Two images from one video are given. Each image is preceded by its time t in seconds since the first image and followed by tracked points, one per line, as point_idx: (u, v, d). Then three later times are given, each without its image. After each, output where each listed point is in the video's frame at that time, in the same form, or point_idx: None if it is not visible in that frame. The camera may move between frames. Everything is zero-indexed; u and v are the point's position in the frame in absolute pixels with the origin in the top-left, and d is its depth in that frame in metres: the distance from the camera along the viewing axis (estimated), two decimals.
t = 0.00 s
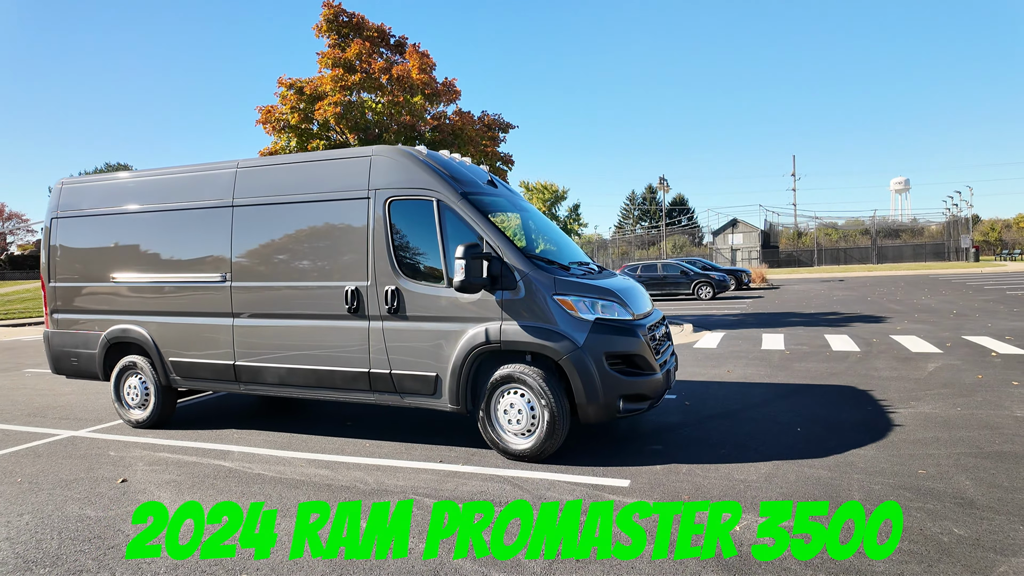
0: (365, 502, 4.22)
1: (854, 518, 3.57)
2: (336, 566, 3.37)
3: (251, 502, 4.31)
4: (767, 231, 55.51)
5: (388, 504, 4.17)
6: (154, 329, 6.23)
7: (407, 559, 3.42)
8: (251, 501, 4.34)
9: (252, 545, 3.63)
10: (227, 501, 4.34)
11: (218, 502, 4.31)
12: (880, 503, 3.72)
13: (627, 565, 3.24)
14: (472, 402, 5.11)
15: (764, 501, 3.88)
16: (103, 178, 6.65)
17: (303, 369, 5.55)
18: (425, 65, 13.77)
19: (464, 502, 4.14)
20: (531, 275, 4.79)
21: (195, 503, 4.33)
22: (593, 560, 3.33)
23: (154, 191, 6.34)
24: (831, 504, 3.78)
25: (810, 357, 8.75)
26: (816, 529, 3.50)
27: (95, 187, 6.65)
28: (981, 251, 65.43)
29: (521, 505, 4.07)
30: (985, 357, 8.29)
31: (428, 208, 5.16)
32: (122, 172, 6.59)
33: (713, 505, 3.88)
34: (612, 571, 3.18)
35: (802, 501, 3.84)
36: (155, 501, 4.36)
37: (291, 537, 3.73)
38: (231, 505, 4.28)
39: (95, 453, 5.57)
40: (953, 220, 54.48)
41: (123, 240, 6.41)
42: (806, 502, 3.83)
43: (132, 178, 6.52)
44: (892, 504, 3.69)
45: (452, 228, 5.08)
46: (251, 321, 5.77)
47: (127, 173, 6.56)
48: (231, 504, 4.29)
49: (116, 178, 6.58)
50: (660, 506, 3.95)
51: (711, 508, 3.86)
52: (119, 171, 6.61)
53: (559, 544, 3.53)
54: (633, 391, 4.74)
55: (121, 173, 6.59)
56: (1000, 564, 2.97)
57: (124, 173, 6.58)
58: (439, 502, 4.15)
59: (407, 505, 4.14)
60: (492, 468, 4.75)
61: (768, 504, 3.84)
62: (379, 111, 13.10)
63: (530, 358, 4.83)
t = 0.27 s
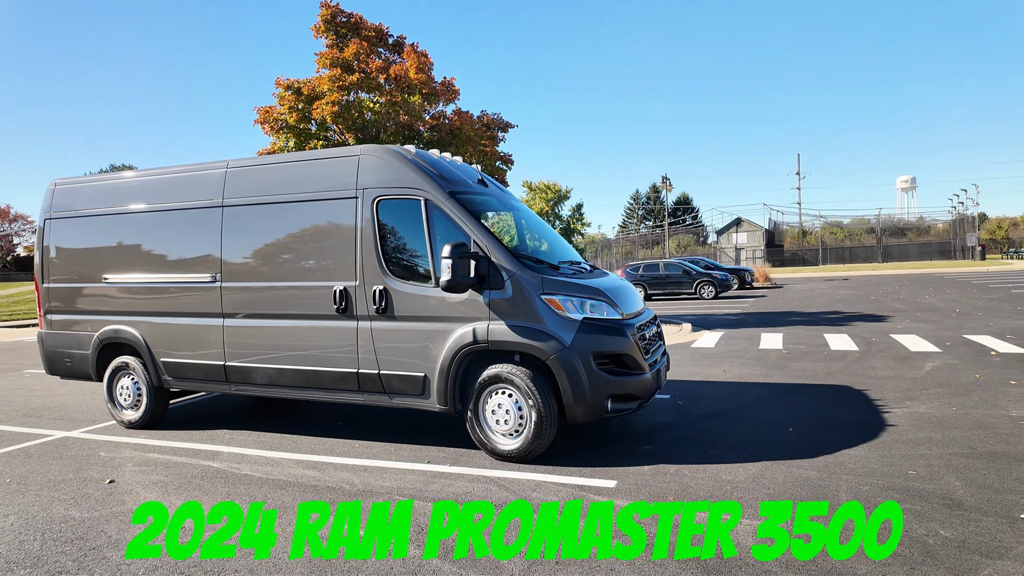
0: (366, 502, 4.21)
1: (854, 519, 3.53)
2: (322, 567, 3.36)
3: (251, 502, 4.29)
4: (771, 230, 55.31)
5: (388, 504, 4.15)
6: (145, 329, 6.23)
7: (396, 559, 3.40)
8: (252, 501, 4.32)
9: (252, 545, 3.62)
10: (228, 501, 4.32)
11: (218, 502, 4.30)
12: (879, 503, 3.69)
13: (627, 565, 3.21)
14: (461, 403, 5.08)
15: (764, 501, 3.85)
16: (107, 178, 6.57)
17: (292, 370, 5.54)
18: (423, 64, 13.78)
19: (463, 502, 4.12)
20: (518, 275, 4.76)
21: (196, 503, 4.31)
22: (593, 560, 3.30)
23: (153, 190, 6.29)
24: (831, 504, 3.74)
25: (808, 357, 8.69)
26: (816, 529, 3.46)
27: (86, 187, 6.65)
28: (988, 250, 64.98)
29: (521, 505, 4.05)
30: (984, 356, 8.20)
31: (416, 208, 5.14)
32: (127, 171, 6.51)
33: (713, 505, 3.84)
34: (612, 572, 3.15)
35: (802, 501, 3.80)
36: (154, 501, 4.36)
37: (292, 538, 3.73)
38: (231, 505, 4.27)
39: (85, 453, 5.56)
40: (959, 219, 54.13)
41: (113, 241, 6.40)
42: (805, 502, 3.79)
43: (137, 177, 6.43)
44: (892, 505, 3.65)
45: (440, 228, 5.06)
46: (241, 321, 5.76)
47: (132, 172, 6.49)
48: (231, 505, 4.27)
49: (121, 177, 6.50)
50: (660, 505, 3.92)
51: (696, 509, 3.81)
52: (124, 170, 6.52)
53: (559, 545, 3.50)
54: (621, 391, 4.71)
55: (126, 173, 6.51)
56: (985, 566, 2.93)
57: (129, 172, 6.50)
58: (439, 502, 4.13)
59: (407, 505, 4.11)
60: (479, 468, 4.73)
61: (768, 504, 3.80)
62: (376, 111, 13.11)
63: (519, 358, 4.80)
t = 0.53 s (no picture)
0: (366, 502, 4.24)
1: (855, 519, 3.52)
2: (322, 566, 3.38)
3: (251, 502, 4.34)
4: (787, 228, 54.74)
5: (388, 504, 4.18)
6: (150, 331, 6.32)
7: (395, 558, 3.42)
8: (251, 501, 4.38)
9: (253, 545, 3.66)
10: (227, 501, 4.37)
11: (218, 503, 4.35)
12: (879, 503, 3.67)
13: (625, 565, 3.20)
14: (458, 404, 5.08)
15: (764, 501, 3.83)
16: (125, 181, 6.58)
17: (292, 372, 5.58)
18: (430, 66, 13.82)
19: (464, 502, 4.14)
20: (513, 276, 4.76)
21: (195, 504, 4.37)
22: (592, 560, 3.30)
23: (161, 194, 6.36)
24: (831, 504, 3.72)
25: (816, 357, 8.58)
26: (816, 529, 3.45)
27: (92, 192, 6.76)
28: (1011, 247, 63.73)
29: (521, 505, 4.06)
30: (997, 356, 8.04)
31: (412, 210, 5.15)
32: (146, 174, 6.52)
33: (713, 505, 3.83)
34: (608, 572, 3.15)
35: (802, 501, 3.78)
36: (156, 501, 4.42)
37: (292, 537, 3.76)
38: (231, 505, 4.32)
39: (90, 454, 5.65)
40: (980, 216, 53.15)
41: (119, 244, 6.50)
42: (806, 502, 3.77)
43: (155, 180, 6.45)
44: (893, 506, 3.63)
45: (436, 230, 5.07)
46: (242, 323, 5.82)
47: (151, 174, 6.50)
48: (231, 505, 4.33)
49: (140, 179, 6.52)
50: (660, 506, 3.91)
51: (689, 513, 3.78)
52: (143, 173, 6.53)
53: (559, 545, 3.50)
54: (617, 392, 4.68)
55: (145, 175, 6.52)
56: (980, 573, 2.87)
57: (147, 174, 6.51)
58: (439, 502, 4.14)
59: (408, 505, 4.14)
60: (476, 470, 4.73)
61: (768, 504, 3.78)
62: (383, 113, 13.17)
63: (515, 360, 4.79)
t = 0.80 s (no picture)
0: (366, 502, 4.25)
1: (854, 519, 3.49)
2: (322, 566, 3.40)
3: (251, 502, 4.37)
4: (812, 226, 53.84)
5: (388, 504, 4.18)
6: (166, 332, 6.42)
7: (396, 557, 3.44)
8: (252, 501, 4.41)
9: (253, 545, 3.68)
10: (228, 501, 4.41)
11: (218, 502, 4.39)
12: (880, 503, 3.64)
13: (625, 565, 3.19)
14: (466, 404, 5.07)
15: (764, 501, 3.81)
16: (152, 183, 6.65)
17: (304, 371, 5.63)
18: (446, 66, 13.87)
19: (463, 502, 4.14)
20: (520, 276, 4.74)
21: (195, 503, 4.41)
22: (591, 560, 3.28)
23: (178, 196, 6.46)
24: (831, 504, 3.70)
25: (836, 356, 8.40)
26: (816, 529, 3.43)
27: (112, 195, 6.90)
28: None
29: (521, 504, 4.05)
30: None
31: (420, 210, 5.16)
32: (174, 176, 6.60)
33: (713, 505, 3.81)
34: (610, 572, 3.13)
35: (802, 501, 3.76)
36: (156, 501, 4.46)
37: (292, 537, 3.78)
38: (232, 505, 4.36)
39: (108, 452, 5.76)
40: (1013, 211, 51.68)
41: (137, 246, 6.61)
42: (806, 502, 3.75)
43: (182, 181, 6.52)
44: (893, 505, 3.60)
45: (443, 230, 5.07)
46: (255, 323, 5.88)
47: (178, 176, 6.57)
48: (232, 505, 4.36)
49: (167, 181, 6.60)
50: (660, 505, 3.90)
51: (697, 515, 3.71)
52: (171, 175, 6.61)
53: (558, 544, 3.49)
54: (625, 393, 4.63)
55: (173, 177, 6.60)
56: None
57: (175, 176, 6.59)
58: (439, 502, 4.15)
59: (407, 505, 4.14)
60: (483, 471, 4.71)
61: (768, 504, 3.76)
62: (399, 114, 13.25)
63: (523, 360, 4.77)
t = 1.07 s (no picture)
0: (365, 502, 4.21)
1: (854, 519, 3.44)
2: (322, 566, 3.36)
3: (251, 502, 4.35)
4: (833, 221, 52.97)
5: (388, 504, 4.14)
6: (178, 330, 6.46)
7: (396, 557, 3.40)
8: (251, 501, 4.38)
9: (252, 545, 3.65)
10: (227, 501, 4.39)
11: (218, 502, 4.37)
12: (880, 503, 3.58)
13: (626, 565, 3.15)
14: (474, 403, 5.02)
15: (764, 501, 3.76)
16: (174, 181, 6.64)
17: (312, 370, 5.61)
18: (459, 63, 13.86)
19: (464, 502, 4.09)
20: (527, 273, 4.67)
21: (195, 503, 4.39)
22: (592, 560, 3.25)
23: (189, 195, 6.49)
24: (831, 504, 3.64)
25: (856, 355, 8.20)
26: (816, 529, 3.38)
27: (126, 195, 6.96)
28: None
29: (521, 504, 4.00)
30: None
31: (427, 207, 5.11)
32: (195, 175, 6.57)
33: (712, 505, 3.76)
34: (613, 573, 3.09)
35: (802, 501, 3.70)
36: (156, 501, 4.44)
37: (292, 537, 3.75)
38: (232, 505, 4.33)
39: (121, 450, 5.80)
40: None
41: (150, 245, 6.66)
42: (806, 502, 3.69)
43: (194, 181, 6.54)
44: (893, 505, 3.54)
45: (450, 227, 5.02)
46: (264, 322, 5.88)
47: (199, 175, 6.54)
48: (231, 504, 4.34)
49: (179, 180, 6.63)
50: (660, 505, 3.85)
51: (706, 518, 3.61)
52: (192, 174, 6.58)
53: (558, 545, 3.44)
54: (635, 392, 4.54)
55: (194, 176, 6.57)
56: None
57: (196, 175, 6.56)
58: (439, 502, 4.10)
59: (407, 505, 4.10)
60: (490, 470, 4.66)
61: (768, 504, 3.70)
62: (412, 111, 13.24)
63: (531, 358, 4.70)
